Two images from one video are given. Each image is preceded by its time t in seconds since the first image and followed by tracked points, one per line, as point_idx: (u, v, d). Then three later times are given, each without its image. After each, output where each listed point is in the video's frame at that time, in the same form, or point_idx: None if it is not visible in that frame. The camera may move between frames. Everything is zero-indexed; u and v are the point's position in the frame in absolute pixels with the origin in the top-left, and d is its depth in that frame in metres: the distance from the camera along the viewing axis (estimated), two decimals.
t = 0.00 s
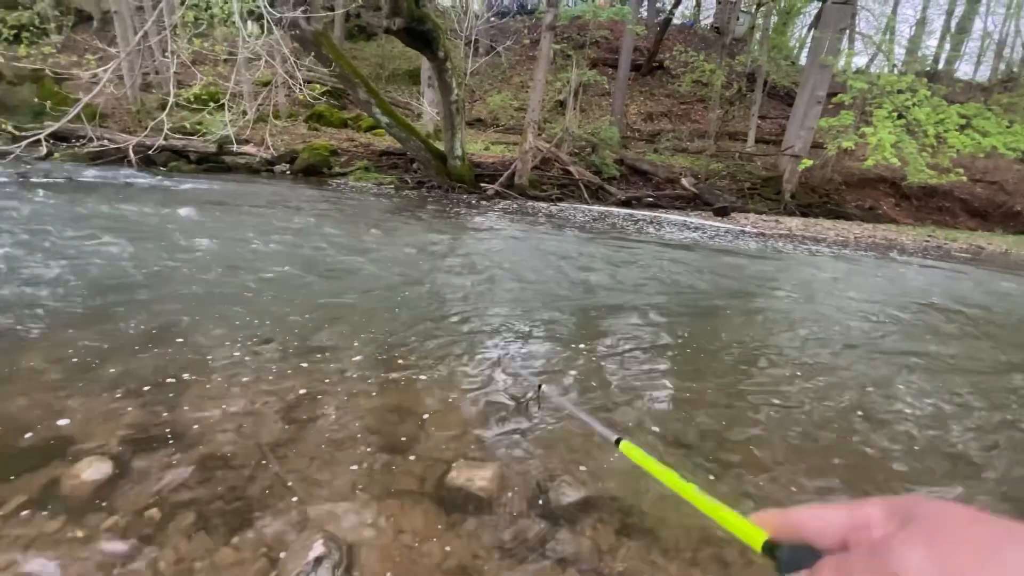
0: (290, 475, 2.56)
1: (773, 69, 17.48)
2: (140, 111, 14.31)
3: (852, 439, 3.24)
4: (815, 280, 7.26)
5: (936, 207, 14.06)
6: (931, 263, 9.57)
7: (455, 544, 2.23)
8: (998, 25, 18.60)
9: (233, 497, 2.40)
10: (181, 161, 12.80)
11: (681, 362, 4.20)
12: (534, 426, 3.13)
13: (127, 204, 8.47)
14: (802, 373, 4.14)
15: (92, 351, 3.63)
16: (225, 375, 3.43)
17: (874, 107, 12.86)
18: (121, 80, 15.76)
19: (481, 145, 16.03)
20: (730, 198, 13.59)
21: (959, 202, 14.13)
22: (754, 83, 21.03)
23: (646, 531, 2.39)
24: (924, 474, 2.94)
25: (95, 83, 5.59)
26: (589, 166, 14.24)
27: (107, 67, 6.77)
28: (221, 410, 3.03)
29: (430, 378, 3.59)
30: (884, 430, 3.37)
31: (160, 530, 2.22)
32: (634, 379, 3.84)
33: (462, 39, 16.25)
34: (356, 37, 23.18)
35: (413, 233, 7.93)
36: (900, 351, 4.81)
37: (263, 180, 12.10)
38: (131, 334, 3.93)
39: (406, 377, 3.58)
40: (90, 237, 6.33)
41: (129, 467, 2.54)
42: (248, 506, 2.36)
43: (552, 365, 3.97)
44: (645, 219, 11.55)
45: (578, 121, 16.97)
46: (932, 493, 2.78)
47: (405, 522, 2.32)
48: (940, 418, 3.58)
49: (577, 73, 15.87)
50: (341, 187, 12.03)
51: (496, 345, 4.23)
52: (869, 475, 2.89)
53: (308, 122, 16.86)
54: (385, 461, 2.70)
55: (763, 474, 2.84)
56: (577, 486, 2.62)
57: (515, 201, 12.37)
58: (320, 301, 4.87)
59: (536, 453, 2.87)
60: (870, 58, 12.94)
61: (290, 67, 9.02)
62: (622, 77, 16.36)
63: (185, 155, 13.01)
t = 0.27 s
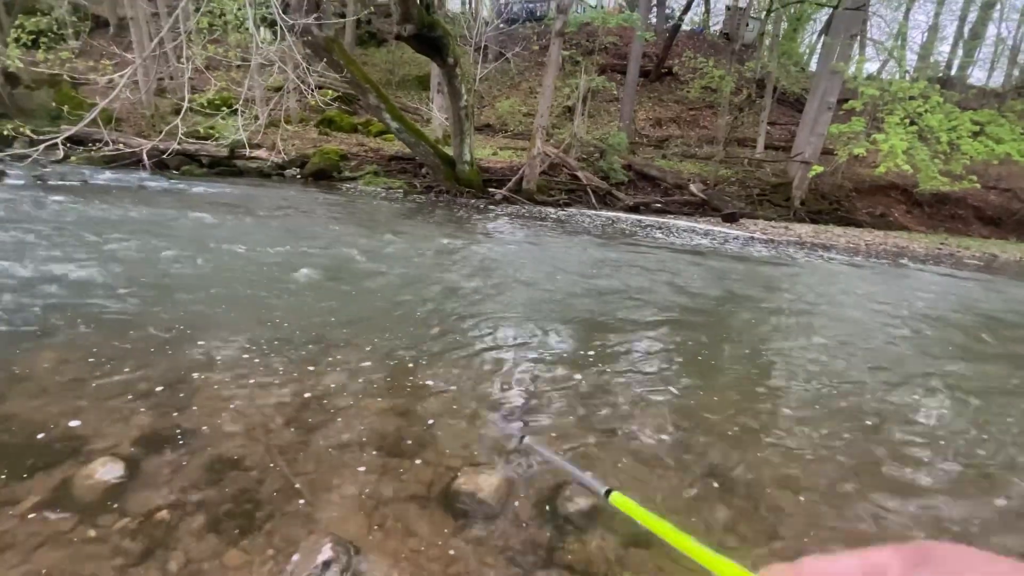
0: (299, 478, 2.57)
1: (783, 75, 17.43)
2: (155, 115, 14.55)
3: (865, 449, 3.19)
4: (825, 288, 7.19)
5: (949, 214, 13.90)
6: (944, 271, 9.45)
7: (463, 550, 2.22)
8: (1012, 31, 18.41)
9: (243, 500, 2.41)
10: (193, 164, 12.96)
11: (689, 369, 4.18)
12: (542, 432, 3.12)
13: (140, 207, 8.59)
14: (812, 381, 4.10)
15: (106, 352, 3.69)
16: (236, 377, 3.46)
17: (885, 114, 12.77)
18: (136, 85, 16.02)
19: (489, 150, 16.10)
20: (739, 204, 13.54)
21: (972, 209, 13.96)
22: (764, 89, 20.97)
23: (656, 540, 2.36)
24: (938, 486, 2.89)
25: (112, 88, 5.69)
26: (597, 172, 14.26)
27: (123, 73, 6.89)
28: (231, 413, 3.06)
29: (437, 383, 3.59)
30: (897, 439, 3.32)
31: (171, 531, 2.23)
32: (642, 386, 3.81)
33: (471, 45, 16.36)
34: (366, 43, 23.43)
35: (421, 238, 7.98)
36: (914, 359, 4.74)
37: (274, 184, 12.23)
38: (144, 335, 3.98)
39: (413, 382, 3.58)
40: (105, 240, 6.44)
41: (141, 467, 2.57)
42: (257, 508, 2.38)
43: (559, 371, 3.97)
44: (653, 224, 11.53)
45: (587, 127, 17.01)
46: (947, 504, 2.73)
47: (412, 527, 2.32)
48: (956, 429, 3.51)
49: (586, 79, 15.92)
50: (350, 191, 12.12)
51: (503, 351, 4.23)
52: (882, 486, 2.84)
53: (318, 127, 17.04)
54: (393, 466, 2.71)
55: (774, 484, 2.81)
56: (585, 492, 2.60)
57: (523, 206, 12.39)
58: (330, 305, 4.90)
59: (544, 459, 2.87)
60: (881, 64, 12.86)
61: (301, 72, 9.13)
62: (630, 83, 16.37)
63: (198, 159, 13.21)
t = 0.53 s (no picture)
0: (296, 484, 2.56)
1: (782, 81, 17.50)
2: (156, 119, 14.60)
3: (866, 455, 3.17)
4: (825, 293, 7.18)
5: (949, 220, 13.91)
6: (944, 277, 9.44)
7: (461, 557, 2.21)
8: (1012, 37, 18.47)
9: (241, 506, 2.40)
10: (194, 168, 13.01)
11: (688, 374, 4.17)
12: (540, 437, 3.11)
13: (141, 210, 8.61)
14: (813, 387, 4.09)
15: (104, 355, 3.68)
16: (234, 381, 3.45)
17: (885, 119, 12.80)
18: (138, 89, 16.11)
19: (489, 155, 16.14)
20: (739, 209, 13.55)
21: (972, 215, 13.96)
22: (764, 94, 21.04)
23: (656, 547, 2.35)
24: (941, 493, 2.87)
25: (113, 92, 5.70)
26: (597, 176, 14.28)
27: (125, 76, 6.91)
28: (229, 417, 3.05)
29: (436, 388, 3.58)
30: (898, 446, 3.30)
31: (167, 537, 2.22)
32: (642, 391, 3.80)
33: (472, 50, 16.43)
34: (367, 48, 23.54)
35: (421, 242, 7.99)
36: (915, 365, 4.72)
37: (274, 188, 12.26)
38: (143, 339, 3.98)
39: (413, 387, 3.57)
40: (104, 243, 6.44)
41: (139, 472, 2.56)
42: (254, 514, 2.37)
43: (558, 376, 3.95)
44: (653, 229, 11.54)
45: (586, 132, 17.05)
46: (949, 512, 2.71)
47: (410, 534, 2.30)
48: (958, 435, 3.49)
49: (586, 84, 15.98)
50: (350, 195, 12.14)
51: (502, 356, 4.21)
52: (883, 493, 2.83)
53: (319, 131, 17.09)
54: (391, 471, 2.69)
55: (774, 490, 2.79)
56: (584, 499, 2.59)
57: (523, 210, 12.41)
58: (328, 309, 4.89)
59: (543, 466, 2.85)
60: (880, 70, 12.90)
61: (302, 77, 9.15)
62: (630, 88, 16.43)
63: (198, 162, 13.25)
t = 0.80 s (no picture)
0: (292, 489, 2.55)
1: (779, 84, 17.57)
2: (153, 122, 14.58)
3: (861, 459, 3.17)
4: (822, 296, 7.19)
5: (945, 222, 13.97)
6: (940, 279, 9.47)
7: (457, 562, 2.20)
8: (1006, 40, 18.59)
9: (235, 511, 2.39)
10: (191, 171, 13.00)
11: (685, 377, 4.18)
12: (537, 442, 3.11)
13: (137, 213, 8.59)
14: (809, 389, 4.10)
15: (100, 359, 3.67)
16: (230, 386, 3.44)
17: (881, 122, 12.85)
18: (135, 92, 16.10)
19: (487, 158, 16.16)
20: (735, 212, 13.59)
21: (968, 217, 14.03)
22: (760, 97, 21.14)
23: (652, 551, 2.34)
24: (938, 496, 2.87)
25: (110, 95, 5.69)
26: (594, 179, 14.31)
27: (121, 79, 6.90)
28: (224, 422, 3.04)
29: (432, 393, 3.56)
30: (894, 449, 3.31)
31: (161, 543, 2.21)
32: (638, 395, 3.79)
33: (469, 53, 16.47)
34: (365, 51, 23.57)
35: (419, 245, 8.00)
36: (911, 368, 4.72)
37: (271, 191, 12.25)
38: (138, 343, 3.96)
39: (408, 392, 3.55)
40: (100, 246, 6.42)
41: (133, 477, 2.55)
42: (250, 519, 2.36)
43: (555, 379, 3.96)
44: (651, 232, 11.56)
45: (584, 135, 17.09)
46: (945, 515, 2.71)
47: (406, 539, 2.30)
48: (955, 438, 3.48)
49: (583, 87, 16.02)
50: (348, 198, 12.14)
51: (499, 359, 4.20)
52: (880, 497, 2.83)
53: (316, 134, 17.09)
54: (387, 476, 2.69)
55: (770, 493, 2.79)
56: (581, 504, 2.58)
57: (520, 213, 12.42)
58: (324, 313, 4.88)
59: (539, 470, 2.85)
60: (876, 74, 12.96)
61: (299, 80, 9.15)
62: (627, 91, 16.48)
63: (195, 165, 13.25)
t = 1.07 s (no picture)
0: (287, 490, 2.54)
1: (773, 85, 17.67)
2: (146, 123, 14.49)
3: (858, 458, 3.18)
4: (817, 296, 7.23)
5: (938, 223, 14.08)
6: (933, 278, 9.54)
7: (455, 564, 2.19)
8: (998, 42, 18.76)
9: (231, 514, 2.38)
10: (185, 172, 12.93)
11: (682, 376, 4.19)
12: (534, 442, 3.11)
13: (130, 214, 8.53)
14: (804, 387, 4.13)
15: (92, 362, 3.63)
16: (225, 387, 3.42)
17: (874, 123, 12.93)
18: (128, 92, 16.00)
19: (483, 159, 16.17)
20: (731, 213, 13.63)
21: (960, 217, 14.14)
22: (755, 99, 21.25)
23: (650, 551, 2.34)
24: (933, 495, 2.88)
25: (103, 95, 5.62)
26: (590, 180, 14.34)
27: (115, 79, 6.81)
28: (219, 424, 3.01)
29: (428, 394, 3.55)
30: (890, 447, 3.32)
31: (154, 546, 2.19)
32: (635, 395, 3.79)
33: (465, 54, 16.46)
34: (360, 52, 23.54)
35: (415, 245, 8.00)
36: (906, 367, 4.75)
37: (266, 192, 12.20)
38: (132, 345, 3.93)
39: (405, 393, 3.53)
40: (93, 248, 6.37)
41: (127, 479, 2.53)
42: (245, 521, 2.34)
43: (552, 379, 3.95)
44: (647, 232, 11.59)
45: (579, 135, 17.13)
46: (940, 512, 2.73)
47: (402, 542, 2.28)
48: (948, 438, 3.50)
49: (579, 88, 16.06)
50: (343, 199, 12.11)
51: (495, 360, 4.19)
52: (875, 495, 2.84)
53: (311, 135, 17.04)
54: (383, 477, 2.68)
55: (766, 494, 2.79)
56: (578, 505, 2.57)
57: (516, 214, 12.43)
58: (320, 314, 4.85)
59: (537, 470, 2.85)
60: (869, 75, 13.05)
61: (294, 80, 9.10)
62: (623, 92, 16.51)
63: (189, 166, 13.19)
